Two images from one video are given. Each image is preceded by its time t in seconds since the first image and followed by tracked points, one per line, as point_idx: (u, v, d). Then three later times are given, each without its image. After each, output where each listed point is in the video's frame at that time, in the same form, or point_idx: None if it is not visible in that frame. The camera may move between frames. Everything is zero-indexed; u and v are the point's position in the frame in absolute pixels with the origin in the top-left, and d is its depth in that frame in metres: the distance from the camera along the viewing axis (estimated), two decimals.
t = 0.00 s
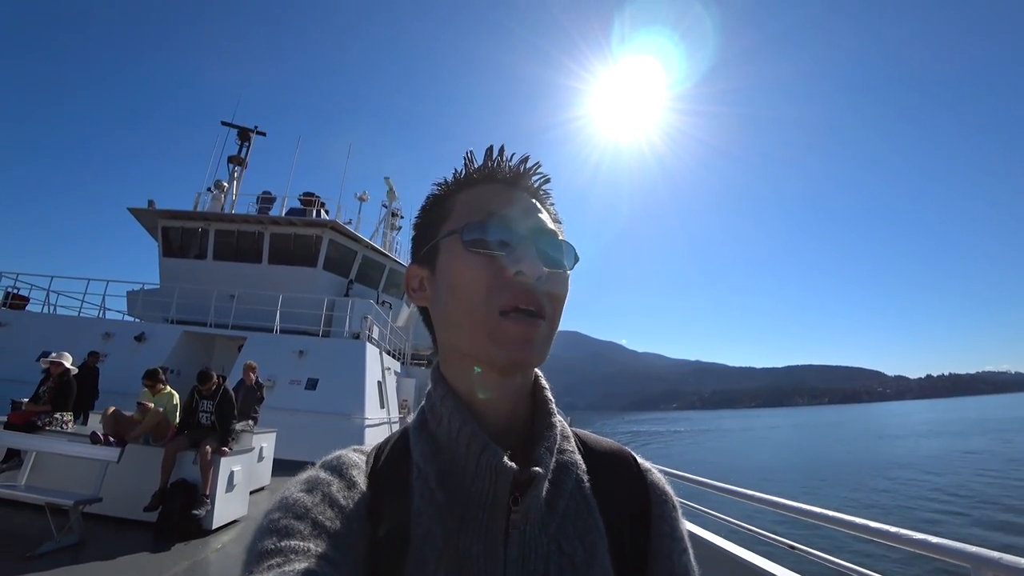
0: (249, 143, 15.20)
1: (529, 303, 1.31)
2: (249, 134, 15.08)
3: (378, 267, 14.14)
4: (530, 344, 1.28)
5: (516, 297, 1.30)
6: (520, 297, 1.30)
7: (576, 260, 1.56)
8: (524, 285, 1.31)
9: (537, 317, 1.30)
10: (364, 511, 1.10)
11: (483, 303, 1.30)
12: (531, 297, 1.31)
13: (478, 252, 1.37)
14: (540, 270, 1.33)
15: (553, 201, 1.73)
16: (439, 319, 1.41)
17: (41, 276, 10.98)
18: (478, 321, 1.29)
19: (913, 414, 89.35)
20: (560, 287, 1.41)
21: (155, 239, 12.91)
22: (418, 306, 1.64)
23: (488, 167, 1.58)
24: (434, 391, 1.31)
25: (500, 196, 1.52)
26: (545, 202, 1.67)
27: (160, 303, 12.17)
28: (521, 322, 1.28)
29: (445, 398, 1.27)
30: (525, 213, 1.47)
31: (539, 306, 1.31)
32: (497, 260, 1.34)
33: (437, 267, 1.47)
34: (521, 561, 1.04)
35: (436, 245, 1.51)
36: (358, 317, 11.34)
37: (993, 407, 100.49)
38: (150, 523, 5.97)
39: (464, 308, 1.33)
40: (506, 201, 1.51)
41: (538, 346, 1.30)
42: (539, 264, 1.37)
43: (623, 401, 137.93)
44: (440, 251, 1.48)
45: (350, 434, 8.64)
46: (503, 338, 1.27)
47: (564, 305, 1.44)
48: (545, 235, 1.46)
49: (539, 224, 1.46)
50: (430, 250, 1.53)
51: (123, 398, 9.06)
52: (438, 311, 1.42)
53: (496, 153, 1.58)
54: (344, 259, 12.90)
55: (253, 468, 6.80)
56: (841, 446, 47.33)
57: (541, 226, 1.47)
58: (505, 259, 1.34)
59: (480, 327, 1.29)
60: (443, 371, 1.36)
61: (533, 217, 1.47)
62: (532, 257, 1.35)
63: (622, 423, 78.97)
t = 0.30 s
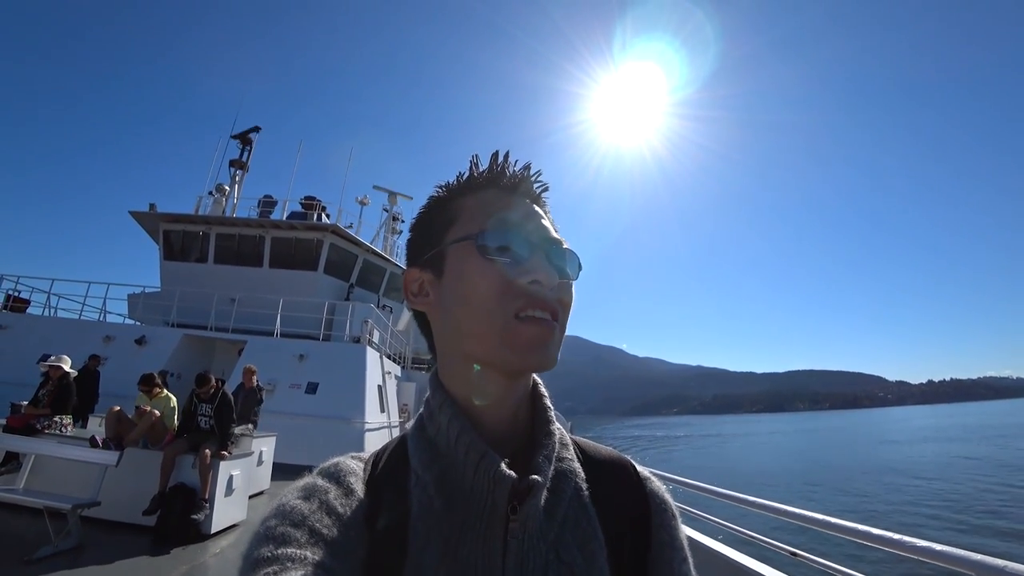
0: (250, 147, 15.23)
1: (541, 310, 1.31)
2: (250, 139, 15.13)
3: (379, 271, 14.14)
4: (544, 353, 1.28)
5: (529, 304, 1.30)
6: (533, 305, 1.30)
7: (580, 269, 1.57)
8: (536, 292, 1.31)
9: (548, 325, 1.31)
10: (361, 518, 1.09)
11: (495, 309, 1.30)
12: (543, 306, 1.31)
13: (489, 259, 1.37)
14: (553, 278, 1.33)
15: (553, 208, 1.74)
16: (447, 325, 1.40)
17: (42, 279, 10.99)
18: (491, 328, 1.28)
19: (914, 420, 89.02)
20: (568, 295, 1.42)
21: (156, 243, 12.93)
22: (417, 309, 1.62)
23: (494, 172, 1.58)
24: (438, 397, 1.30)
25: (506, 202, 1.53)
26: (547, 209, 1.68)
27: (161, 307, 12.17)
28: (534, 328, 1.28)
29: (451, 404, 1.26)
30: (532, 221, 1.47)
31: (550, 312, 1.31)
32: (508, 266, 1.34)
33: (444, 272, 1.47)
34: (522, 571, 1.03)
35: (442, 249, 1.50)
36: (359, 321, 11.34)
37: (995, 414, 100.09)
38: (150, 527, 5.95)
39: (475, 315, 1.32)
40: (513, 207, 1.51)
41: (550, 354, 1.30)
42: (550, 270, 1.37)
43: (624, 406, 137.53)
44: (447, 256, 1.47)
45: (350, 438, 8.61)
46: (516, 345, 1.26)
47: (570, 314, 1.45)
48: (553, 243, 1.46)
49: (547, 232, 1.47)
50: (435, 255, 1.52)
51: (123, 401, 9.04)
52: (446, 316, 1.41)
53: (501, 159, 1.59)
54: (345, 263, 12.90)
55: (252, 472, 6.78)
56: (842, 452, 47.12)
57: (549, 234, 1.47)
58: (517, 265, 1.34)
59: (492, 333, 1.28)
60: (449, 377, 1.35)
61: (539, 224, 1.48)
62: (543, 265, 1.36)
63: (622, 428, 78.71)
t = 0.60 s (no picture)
0: (251, 150, 15.25)
1: (550, 320, 1.31)
2: (251, 142, 15.15)
3: (380, 274, 14.14)
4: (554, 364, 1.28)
5: (539, 314, 1.30)
6: (543, 315, 1.30)
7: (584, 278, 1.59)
8: (547, 302, 1.31)
9: (557, 335, 1.31)
10: (358, 526, 1.09)
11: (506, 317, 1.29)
12: (552, 316, 1.32)
13: (500, 266, 1.36)
14: (563, 290, 1.34)
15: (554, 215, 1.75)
16: (453, 330, 1.39)
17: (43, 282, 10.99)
18: (501, 337, 1.28)
19: (916, 422, 88.86)
20: (574, 305, 1.43)
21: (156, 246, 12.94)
22: (416, 311, 1.60)
23: (502, 177, 1.58)
24: (441, 404, 1.29)
25: (515, 210, 1.52)
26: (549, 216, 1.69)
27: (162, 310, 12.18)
28: (545, 339, 1.28)
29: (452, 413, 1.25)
30: (540, 229, 1.48)
31: (560, 323, 1.31)
32: (519, 275, 1.34)
33: (450, 276, 1.46)
34: None
35: (448, 253, 1.49)
36: (359, 324, 11.34)
37: (997, 416, 99.83)
38: (150, 531, 5.94)
39: (485, 323, 1.31)
40: (521, 215, 1.51)
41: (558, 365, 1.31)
42: (560, 281, 1.37)
43: (625, 408, 137.44)
44: (455, 260, 1.46)
45: (351, 441, 8.60)
46: (526, 354, 1.26)
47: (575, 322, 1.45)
48: (561, 253, 1.47)
49: (554, 241, 1.48)
50: (441, 258, 1.50)
51: (123, 404, 9.05)
52: (452, 321, 1.40)
53: (511, 166, 1.59)
54: (345, 266, 12.90)
55: (253, 475, 6.77)
56: (844, 455, 47.01)
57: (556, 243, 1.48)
58: (527, 275, 1.34)
59: (503, 342, 1.27)
60: (454, 383, 1.34)
61: (547, 233, 1.48)
62: (552, 275, 1.36)
63: (624, 431, 78.72)
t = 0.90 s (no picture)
0: (255, 149, 15.29)
1: (554, 326, 1.31)
2: (255, 141, 15.18)
3: (383, 274, 14.16)
4: (558, 370, 1.28)
5: (545, 319, 1.30)
6: (548, 321, 1.30)
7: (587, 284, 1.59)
8: (552, 308, 1.31)
9: (561, 341, 1.31)
10: (356, 529, 1.09)
11: (511, 322, 1.28)
12: (558, 322, 1.32)
13: (507, 268, 1.36)
14: (568, 295, 1.35)
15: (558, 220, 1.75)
16: (458, 332, 1.38)
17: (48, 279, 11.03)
18: (506, 341, 1.27)
19: (918, 427, 88.45)
20: (579, 311, 1.43)
21: (161, 244, 12.98)
22: (419, 312, 1.60)
23: (509, 182, 1.58)
24: (444, 408, 1.28)
25: (523, 215, 1.52)
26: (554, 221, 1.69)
27: (166, 308, 12.22)
28: (550, 345, 1.28)
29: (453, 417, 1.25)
30: (547, 235, 1.48)
31: (564, 329, 1.31)
32: (526, 279, 1.34)
33: (455, 278, 1.45)
34: None
35: (455, 255, 1.48)
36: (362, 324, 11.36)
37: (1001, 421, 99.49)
38: (151, 528, 5.95)
39: (490, 326, 1.30)
40: (528, 219, 1.51)
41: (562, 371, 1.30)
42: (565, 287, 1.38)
43: (626, 410, 137.18)
44: (461, 262, 1.46)
45: (353, 441, 8.60)
46: (533, 360, 1.25)
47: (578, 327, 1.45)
48: (566, 258, 1.48)
49: (560, 248, 1.48)
50: (446, 261, 1.50)
51: (127, 402, 9.08)
52: (455, 324, 1.40)
53: (519, 171, 1.58)
54: (349, 265, 12.92)
55: (255, 474, 6.78)
56: (846, 459, 46.80)
57: (562, 249, 1.48)
58: (533, 279, 1.34)
59: (508, 346, 1.27)
60: (458, 387, 1.33)
61: (551, 238, 1.49)
62: (558, 280, 1.36)
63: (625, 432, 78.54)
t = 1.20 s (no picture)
0: (260, 151, 15.34)
1: (555, 321, 1.31)
2: (260, 142, 15.23)
3: (387, 275, 14.18)
4: (558, 365, 1.29)
5: (544, 315, 1.31)
6: (548, 317, 1.31)
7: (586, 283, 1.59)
8: (552, 304, 1.31)
9: (560, 336, 1.31)
10: (359, 530, 1.09)
11: (511, 318, 1.29)
12: (556, 319, 1.32)
13: (506, 266, 1.37)
14: (568, 291, 1.35)
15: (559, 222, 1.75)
16: (459, 331, 1.39)
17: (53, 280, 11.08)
18: (506, 337, 1.28)
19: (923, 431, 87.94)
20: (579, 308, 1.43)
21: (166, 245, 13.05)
22: (420, 314, 1.60)
23: (509, 184, 1.58)
24: (445, 408, 1.28)
25: (522, 216, 1.52)
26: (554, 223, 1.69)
27: (171, 308, 12.28)
28: (549, 341, 1.29)
29: (454, 417, 1.24)
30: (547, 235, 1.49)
31: (563, 326, 1.32)
32: (527, 276, 1.34)
33: (456, 277, 1.46)
34: None
35: (456, 254, 1.49)
36: (366, 325, 11.38)
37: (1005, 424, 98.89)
38: (155, 528, 5.97)
39: (490, 323, 1.30)
40: (527, 220, 1.51)
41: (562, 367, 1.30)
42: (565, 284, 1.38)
43: (630, 412, 136.92)
44: (462, 261, 1.46)
45: (356, 441, 8.62)
46: (533, 356, 1.26)
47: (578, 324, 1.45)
48: (566, 257, 1.48)
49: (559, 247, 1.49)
50: (447, 261, 1.50)
51: (131, 402, 9.13)
52: (456, 322, 1.40)
53: (518, 173, 1.59)
54: (353, 266, 12.95)
55: (258, 474, 6.80)
56: (851, 462, 46.61)
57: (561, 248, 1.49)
58: (534, 275, 1.34)
59: (508, 342, 1.27)
60: (459, 385, 1.34)
61: (550, 237, 1.49)
62: (558, 276, 1.37)
63: (628, 434, 78.53)
